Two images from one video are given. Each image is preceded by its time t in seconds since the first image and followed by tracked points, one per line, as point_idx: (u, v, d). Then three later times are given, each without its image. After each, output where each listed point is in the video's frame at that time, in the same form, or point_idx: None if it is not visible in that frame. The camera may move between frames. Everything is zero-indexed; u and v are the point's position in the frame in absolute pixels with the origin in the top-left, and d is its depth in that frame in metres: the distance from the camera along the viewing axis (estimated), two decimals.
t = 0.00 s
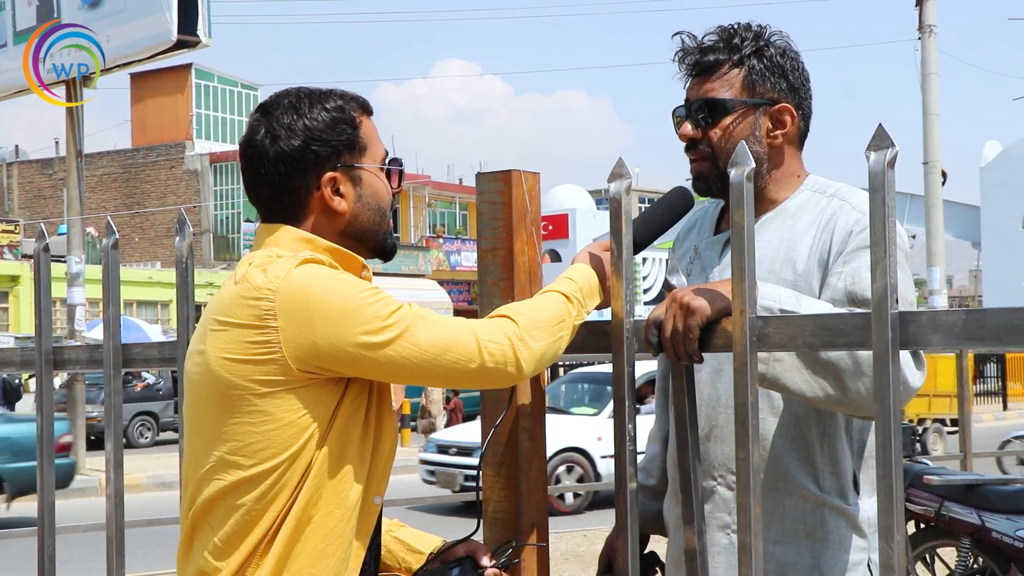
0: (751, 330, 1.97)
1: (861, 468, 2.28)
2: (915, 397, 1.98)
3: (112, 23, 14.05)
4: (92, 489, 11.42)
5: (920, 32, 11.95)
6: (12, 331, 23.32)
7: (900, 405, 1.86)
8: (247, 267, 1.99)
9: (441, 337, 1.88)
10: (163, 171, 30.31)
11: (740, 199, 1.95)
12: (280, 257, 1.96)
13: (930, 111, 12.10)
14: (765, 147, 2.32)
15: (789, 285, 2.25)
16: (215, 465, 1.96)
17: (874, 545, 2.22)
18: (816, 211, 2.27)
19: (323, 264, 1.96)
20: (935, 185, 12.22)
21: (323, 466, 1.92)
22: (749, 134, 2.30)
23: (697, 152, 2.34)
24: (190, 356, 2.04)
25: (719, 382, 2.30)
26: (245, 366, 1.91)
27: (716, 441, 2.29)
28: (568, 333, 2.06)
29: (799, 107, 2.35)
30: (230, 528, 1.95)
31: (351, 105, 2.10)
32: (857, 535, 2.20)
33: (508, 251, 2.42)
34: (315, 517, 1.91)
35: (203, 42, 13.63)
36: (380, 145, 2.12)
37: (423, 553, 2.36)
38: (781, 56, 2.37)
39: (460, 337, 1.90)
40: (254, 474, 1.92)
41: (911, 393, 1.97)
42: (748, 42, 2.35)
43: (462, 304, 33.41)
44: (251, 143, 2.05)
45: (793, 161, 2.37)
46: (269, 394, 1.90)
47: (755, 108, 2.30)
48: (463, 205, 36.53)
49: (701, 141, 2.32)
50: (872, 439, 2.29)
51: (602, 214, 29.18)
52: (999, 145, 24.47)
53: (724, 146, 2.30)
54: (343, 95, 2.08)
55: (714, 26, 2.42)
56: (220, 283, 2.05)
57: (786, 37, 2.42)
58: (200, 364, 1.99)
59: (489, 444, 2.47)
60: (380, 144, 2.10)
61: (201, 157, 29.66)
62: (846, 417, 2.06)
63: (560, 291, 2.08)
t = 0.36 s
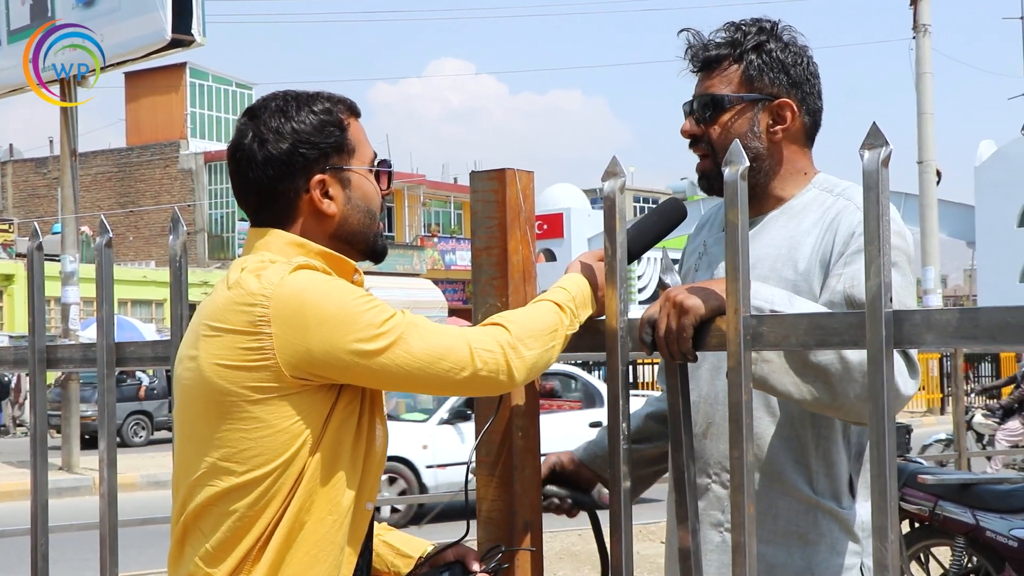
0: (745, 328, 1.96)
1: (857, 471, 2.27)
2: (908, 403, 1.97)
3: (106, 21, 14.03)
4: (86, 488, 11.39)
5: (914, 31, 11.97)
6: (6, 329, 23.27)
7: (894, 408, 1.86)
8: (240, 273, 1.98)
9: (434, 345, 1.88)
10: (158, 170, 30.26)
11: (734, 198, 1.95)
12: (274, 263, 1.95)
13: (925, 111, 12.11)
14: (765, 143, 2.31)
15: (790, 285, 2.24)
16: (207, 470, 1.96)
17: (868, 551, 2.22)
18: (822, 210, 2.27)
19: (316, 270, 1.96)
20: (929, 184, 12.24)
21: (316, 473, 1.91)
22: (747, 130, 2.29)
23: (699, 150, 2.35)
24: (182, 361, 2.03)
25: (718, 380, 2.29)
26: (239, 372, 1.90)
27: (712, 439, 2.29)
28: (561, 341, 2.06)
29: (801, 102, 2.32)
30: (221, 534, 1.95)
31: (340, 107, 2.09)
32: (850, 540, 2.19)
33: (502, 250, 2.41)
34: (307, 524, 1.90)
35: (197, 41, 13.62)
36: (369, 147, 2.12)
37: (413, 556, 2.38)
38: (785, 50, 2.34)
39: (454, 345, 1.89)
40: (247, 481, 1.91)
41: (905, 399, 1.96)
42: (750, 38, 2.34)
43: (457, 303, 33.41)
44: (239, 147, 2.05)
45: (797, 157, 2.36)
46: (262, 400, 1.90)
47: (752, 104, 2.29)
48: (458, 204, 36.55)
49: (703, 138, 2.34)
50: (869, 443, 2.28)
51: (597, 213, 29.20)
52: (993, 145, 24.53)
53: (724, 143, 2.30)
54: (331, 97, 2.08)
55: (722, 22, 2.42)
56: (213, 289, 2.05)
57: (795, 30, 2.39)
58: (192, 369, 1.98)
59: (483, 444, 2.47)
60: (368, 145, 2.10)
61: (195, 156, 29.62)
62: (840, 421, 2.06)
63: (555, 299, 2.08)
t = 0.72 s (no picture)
0: (736, 330, 1.96)
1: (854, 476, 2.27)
2: (899, 411, 1.97)
3: (102, 19, 14.02)
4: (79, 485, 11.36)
5: (910, 34, 11.99)
6: None
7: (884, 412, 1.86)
8: (225, 278, 1.98)
9: (419, 351, 1.88)
10: (153, 168, 30.19)
11: (726, 200, 1.95)
12: (260, 269, 1.95)
13: (920, 114, 12.13)
14: (762, 145, 2.30)
15: (789, 288, 2.25)
16: (191, 476, 1.95)
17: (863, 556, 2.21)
18: (822, 213, 2.28)
19: (302, 276, 1.95)
20: (924, 187, 12.26)
21: (299, 480, 1.91)
22: (743, 133, 2.29)
23: (697, 153, 2.35)
24: (167, 366, 2.02)
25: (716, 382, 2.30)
26: (223, 379, 1.90)
27: (708, 441, 2.30)
28: (548, 347, 2.06)
29: (799, 103, 2.31)
30: (205, 539, 1.94)
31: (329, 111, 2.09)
32: (845, 545, 2.19)
33: (495, 250, 2.41)
34: (290, 530, 1.90)
35: (192, 39, 13.62)
36: (358, 150, 2.12)
37: (401, 562, 2.42)
38: (782, 52, 2.33)
39: (438, 350, 1.89)
40: (230, 487, 1.91)
41: (895, 406, 1.96)
42: (748, 39, 2.34)
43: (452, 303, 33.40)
44: (226, 150, 2.05)
45: (797, 158, 2.35)
46: (245, 407, 1.89)
47: (749, 106, 2.29)
48: (453, 204, 36.54)
49: (700, 141, 2.34)
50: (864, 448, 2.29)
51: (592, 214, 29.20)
52: (987, 148, 24.59)
53: (721, 146, 2.31)
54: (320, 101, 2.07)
55: (720, 25, 2.42)
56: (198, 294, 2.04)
57: (794, 32, 2.39)
58: (177, 374, 1.98)
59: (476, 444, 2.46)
60: (357, 150, 2.10)
61: (190, 154, 29.57)
62: (833, 427, 2.05)
63: (541, 305, 2.08)
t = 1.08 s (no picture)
0: (728, 337, 1.96)
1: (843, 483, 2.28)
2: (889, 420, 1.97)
3: (95, 24, 14.02)
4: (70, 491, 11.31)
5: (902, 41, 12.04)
6: None
7: (875, 420, 1.86)
8: (207, 294, 1.98)
9: (400, 364, 1.88)
10: (146, 173, 30.19)
11: (718, 208, 1.96)
12: (242, 285, 1.95)
13: (912, 120, 12.18)
14: (745, 152, 2.31)
15: (779, 294, 2.25)
16: (175, 494, 1.95)
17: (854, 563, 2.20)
18: (813, 219, 2.28)
19: (284, 292, 1.95)
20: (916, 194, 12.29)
21: (282, 497, 1.91)
22: (727, 141, 2.30)
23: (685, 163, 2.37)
24: (150, 384, 2.02)
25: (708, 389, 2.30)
26: (206, 397, 1.89)
27: (698, 447, 2.30)
28: (533, 357, 2.06)
29: (783, 109, 2.32)
30: (189, 556, 1.95)
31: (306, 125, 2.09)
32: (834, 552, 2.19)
33: (487, 257, 2.41)
34: (273, 546, 1.90)
35: (186, 45, 13.62)
36: (337, 163, 2.12)
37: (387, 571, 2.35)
38: (763, 60, 2.33)
39: (420, 363, 1.89)
40: (213, 504, 1.91)
41: (885, 416, 1.96)
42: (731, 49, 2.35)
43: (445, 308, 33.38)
44: (204, 167, 2.05)
45: (786, 164, 2.35)
46: (228, 425, 1.89)
47: (731, 114, 2.29)
48: (446, 210, 36.56)
49: (686, 151, 2.36)
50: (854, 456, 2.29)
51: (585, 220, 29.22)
52: (979, 155, 24.69)
53: (706, 155, 2.32)
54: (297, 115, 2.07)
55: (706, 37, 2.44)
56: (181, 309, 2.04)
57: (779, 39, 2.39)
58: (160, 392, 1.98)
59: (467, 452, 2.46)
60: (336, 162, 2.10)
61: (184, 160, 29.53)
62: (823, 434, 2.06)
63: (527, 314, 2.09)
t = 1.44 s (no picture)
0: (725, 340, 1.96)
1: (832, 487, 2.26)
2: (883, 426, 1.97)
3: (92, 28, 14.02)
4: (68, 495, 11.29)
5: (900, 44, 12.06)
6: None
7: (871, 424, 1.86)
8: (198, 301, 1.98)
9: (391, 368, 1.88)
10: (143, 178, 30.21)
11: (715, 211, 1.96)
12: (233, 291, 1.95)
13: (909, 123, 12.20)
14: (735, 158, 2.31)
15: (768, 298, 2.26)
16: (167, 499, 1.95)
17: (840, 569, 2.18)
18: (805, 222, 2.27)
19: (274, 297, 1.95)
20: (913, 197, 12.29)
21: (273, 502, 1.91)
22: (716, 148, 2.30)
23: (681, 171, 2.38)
24: (142, 389, 2.02)
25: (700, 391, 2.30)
26: (197, 402, 1.89)
27: (689, 449, 2.30)
28: (525, 360, 2.05)
29: (771, 113, 2.30)
30: (181, 559, 1.95)
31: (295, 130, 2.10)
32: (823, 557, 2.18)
33: (485, 261, 2.41)
34: (265, 550, 1.90)
35: (183, 49, 13.62)
36: (326, 168, 2.12)
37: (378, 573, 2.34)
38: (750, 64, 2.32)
39: (409, 367, 1.89)
40: (205, 510, 1.91)
41: (881, 423, 1.95)
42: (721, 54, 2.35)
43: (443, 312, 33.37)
44: (195, 172, 2.05)
45: (778, 167, 2.35)
46: (218, 431, 1.89)
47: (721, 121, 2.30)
48: (444, 214, 36.58)
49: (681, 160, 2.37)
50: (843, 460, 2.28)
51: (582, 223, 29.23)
52: (976, 158, 24.74)
53: (700, 163, 2.33)
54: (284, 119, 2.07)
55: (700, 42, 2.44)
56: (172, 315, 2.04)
57: (770, 41, 2.38)
58: (152, 397, 1.98)
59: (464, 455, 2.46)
60: (325, 166, 2.10)
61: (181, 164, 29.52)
62: (813, 439, 2.05)
63: (520, 318, 2.09)
